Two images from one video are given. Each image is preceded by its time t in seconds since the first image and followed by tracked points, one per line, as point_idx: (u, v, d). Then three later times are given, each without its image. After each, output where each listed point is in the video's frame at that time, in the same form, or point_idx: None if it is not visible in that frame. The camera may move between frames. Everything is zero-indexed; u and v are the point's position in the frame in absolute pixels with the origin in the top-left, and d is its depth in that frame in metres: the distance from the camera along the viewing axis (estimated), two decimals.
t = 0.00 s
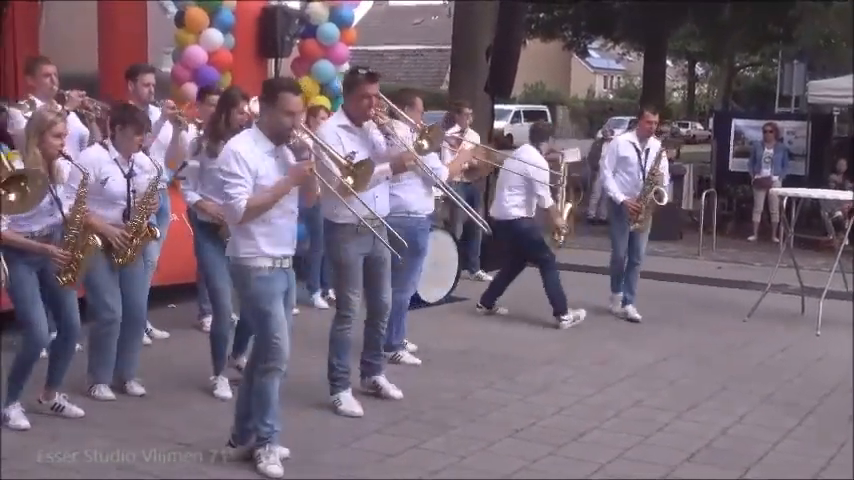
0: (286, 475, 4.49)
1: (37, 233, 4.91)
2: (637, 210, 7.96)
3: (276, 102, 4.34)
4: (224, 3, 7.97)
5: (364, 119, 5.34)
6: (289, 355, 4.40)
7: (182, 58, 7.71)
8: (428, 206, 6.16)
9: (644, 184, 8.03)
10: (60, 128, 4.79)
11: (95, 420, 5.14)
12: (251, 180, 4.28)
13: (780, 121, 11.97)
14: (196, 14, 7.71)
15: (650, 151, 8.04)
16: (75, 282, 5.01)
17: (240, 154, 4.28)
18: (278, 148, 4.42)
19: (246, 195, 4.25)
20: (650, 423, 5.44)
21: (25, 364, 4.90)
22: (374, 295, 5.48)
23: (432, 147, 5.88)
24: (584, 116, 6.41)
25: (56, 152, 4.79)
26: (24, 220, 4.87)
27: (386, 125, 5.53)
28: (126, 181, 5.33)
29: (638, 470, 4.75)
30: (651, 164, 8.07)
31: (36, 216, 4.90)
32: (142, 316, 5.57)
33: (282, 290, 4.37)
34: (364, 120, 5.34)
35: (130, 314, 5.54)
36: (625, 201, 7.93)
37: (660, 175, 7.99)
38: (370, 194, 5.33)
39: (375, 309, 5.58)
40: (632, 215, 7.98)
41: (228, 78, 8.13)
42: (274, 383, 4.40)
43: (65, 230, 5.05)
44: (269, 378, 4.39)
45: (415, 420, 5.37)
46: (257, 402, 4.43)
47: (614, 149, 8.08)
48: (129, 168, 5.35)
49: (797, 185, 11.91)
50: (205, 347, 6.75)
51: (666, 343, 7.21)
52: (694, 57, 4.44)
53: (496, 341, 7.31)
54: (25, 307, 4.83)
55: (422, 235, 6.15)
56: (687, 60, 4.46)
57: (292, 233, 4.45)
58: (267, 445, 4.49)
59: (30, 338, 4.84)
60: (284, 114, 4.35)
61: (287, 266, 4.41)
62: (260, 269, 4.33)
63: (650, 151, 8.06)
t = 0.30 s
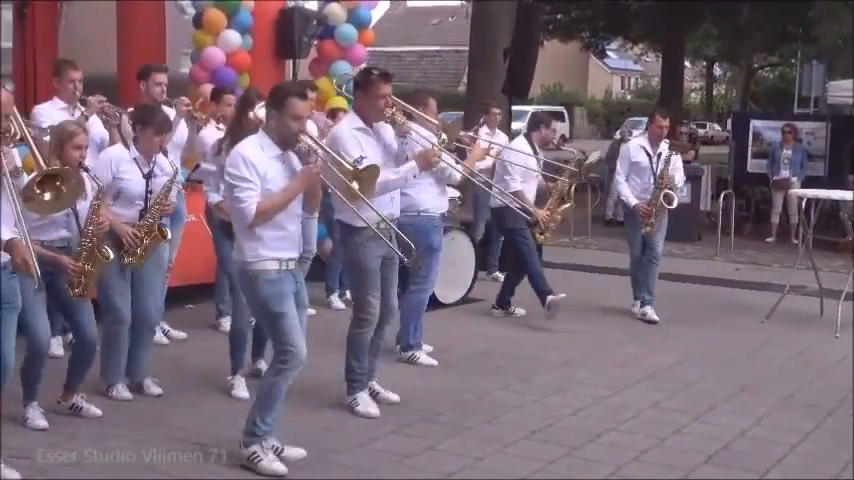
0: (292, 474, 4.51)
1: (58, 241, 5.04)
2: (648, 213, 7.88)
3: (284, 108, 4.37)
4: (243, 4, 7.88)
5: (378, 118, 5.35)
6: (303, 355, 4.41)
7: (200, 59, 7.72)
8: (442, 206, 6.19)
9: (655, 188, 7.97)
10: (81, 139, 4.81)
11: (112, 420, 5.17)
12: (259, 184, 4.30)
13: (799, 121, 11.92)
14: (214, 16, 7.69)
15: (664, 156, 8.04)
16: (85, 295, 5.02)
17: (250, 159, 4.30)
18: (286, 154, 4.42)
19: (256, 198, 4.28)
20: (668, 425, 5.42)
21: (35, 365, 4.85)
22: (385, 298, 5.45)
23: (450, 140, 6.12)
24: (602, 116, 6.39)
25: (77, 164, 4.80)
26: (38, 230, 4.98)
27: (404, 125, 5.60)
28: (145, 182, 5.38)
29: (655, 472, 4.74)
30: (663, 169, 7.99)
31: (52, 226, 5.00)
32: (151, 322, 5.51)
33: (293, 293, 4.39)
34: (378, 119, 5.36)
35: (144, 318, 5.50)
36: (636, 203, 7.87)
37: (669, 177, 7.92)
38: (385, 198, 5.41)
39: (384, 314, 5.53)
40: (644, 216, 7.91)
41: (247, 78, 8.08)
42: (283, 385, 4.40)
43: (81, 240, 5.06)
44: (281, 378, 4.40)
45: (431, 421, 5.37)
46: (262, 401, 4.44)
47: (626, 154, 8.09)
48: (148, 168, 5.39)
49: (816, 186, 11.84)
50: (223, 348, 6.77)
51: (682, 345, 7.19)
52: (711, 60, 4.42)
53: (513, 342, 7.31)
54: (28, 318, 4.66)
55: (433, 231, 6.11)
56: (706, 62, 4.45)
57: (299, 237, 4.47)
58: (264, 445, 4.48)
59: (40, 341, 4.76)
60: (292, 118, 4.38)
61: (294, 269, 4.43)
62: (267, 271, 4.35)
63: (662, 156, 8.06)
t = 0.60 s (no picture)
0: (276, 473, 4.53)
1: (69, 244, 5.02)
2: (648, 211, 7.95)
3: (276, 100, 4.37)
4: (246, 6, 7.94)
5: (378, 118, 5.39)
6: (274, 354, 4.43)
7: (203, 60, 7.76)
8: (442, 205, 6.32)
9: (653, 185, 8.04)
10: (87, 147, 4.83)
11: (114, 421, 5.17)
12: (252, 174, 4.32)
13: (803, 122, 11.91)
14: (218, 17, 7.70)
15: (663, 154, 8.12)
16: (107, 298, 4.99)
17: (242, 150, 4.33)
18: (281, 145, 4.44)
19: (250, 189, 4.30)
20: (671, 426, 5.42)
21: (63, 368, 4.87)
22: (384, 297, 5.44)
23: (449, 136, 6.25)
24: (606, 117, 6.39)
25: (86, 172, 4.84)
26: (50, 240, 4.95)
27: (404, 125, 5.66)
28: (151, 180, 5.40)
29: (657, 474, 4.73)
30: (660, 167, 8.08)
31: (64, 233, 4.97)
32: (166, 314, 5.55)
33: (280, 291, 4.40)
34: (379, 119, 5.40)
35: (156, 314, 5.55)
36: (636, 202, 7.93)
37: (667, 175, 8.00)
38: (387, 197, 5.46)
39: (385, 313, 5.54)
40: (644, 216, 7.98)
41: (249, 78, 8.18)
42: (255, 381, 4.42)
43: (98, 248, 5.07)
44: (252, 377, 4.42)
45: (434, 422, 5.37)
46: (238, 399, 4.45)
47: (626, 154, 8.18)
48: (153, 165, 5.43)
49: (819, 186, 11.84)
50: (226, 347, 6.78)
51: (686, 346, 7.18)
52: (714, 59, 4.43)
53: (516, 342, 7.31)
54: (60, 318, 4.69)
55: (438, 229, 6.32)
56: (709, 61, 4.47)
57: (295, 230, 4.48)
58: (247, 444, 4.49)
59: (71, 348, 4.77)
60: (284, 109, 4.37)
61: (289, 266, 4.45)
62: (261, 268, 4.36)
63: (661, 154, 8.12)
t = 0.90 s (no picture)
0: (275, 473, 4.53)
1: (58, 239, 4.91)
2: (645, 211, 7.95)
3: (266, 106, 4.39)
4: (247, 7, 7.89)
5: (373, 117, 5.42)
6: (276, 358, 4.42)
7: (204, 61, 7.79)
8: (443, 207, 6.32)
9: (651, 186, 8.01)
10: (85, 134, 5.00)
11: (114, 421, 5.17)
12: (242, 182, 4.34)
13: (802, 122, 11.93)
14: (218, 19, 7.68)
15: (660, 155, 8.05)
16: (87, 293, 4.77)
17: (231, 157, 4.35)
18: (271, 152, 4.47)
19: (239, 196, 4.32)
20: (670, 427, 5.41)
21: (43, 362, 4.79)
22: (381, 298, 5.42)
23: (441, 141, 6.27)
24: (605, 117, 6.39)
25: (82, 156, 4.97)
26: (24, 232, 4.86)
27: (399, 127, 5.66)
28: (149, 177, 5.42)
29: (658, 475, 4.73)
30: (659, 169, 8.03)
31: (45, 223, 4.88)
32: (161, 315, 5.53)
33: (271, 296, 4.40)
34: (374, 119, 5.43)
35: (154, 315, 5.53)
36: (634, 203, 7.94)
37: (664, 176, 7.96)
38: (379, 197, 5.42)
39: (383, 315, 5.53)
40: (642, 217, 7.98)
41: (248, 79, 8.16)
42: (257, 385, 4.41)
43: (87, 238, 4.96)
44: (256, 383, 4.41)
45: (435, 423, 5.37)
46: (240, 406, 4.46)
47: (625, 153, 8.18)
48: (152, 164, 5.45)
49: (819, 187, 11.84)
50: (226, 348, 6.79)
51: (686, 347, 7.17)
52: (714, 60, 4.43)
53: (516, 343, 7.31)
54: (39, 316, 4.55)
55: (436, 228, 6.31)
56: (710, 62, 4.48)
57: (283, 236, 4.49)
58: (248, 446, 4.50)
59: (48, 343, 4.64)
60: (275, 116, 4.39)
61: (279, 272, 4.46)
62: (248, 274, 4.38)
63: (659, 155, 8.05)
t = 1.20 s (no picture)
0: (274, 473, 4.52)
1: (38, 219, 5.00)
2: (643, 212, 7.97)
3: (262, 100, 4.41)
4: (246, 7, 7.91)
5: (370, 117, 5.39)
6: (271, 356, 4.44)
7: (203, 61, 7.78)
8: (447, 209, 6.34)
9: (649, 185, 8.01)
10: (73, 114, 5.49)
11: (114, 421, 5.17)
12: (242, 175, 4.34)
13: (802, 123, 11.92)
14: (218, 19, 7.70)
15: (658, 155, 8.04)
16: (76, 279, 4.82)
17: (231, 151, 4.35)
18: (268, 146, 4.49)
19: (243, 190, 4.33)
20: (670, 427, 5.41)
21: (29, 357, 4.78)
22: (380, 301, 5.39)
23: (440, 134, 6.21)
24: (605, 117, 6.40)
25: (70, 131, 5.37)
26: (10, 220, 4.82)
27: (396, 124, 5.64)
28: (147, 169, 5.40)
29: (659, 475, 4.73)
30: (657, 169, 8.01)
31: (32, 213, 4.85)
32: (159, 315, 5.53)
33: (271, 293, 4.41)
34: (370, 118, 5.40)
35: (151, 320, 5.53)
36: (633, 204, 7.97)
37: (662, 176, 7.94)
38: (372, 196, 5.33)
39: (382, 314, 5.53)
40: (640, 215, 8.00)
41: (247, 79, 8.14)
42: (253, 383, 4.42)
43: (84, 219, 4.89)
44: (251, 379, 4.42)
45: (435, 423, 5.37)
46: (237, 403, 4.46)
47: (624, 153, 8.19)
48: (148, 155, 5.43)
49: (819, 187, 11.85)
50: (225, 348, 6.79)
51: (686, 347, 7.17)
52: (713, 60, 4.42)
53: (516, 343, 7.31)
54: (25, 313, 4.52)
55: (431, 231, 6.27)
56: (709, 61, 4.47)
57: (282, 231, 4.50)
58: (246, 445, 4.50)
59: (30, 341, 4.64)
60: (270, 109, 4.41)
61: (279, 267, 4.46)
62: (251, 270, 4.37)
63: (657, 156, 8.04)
